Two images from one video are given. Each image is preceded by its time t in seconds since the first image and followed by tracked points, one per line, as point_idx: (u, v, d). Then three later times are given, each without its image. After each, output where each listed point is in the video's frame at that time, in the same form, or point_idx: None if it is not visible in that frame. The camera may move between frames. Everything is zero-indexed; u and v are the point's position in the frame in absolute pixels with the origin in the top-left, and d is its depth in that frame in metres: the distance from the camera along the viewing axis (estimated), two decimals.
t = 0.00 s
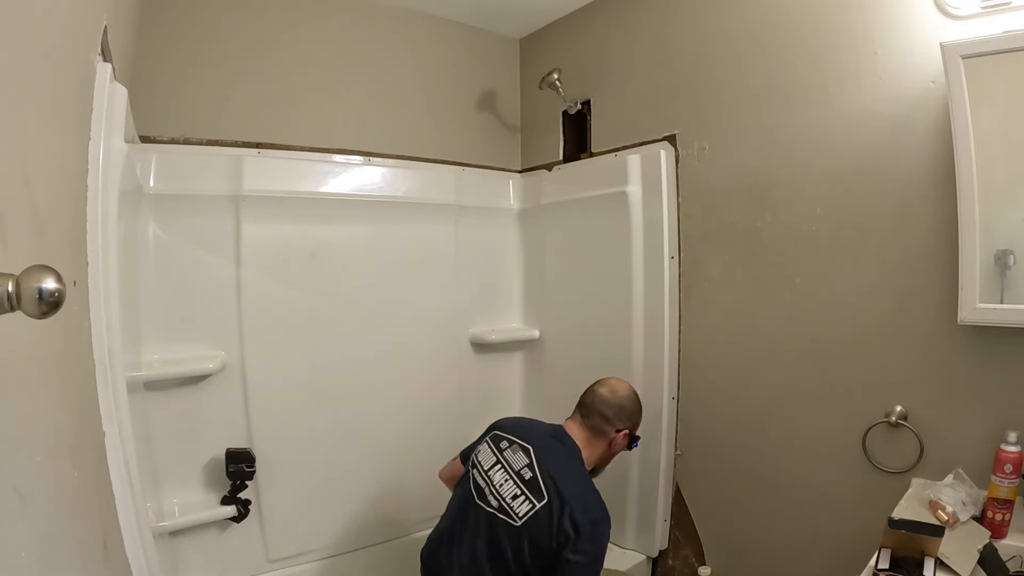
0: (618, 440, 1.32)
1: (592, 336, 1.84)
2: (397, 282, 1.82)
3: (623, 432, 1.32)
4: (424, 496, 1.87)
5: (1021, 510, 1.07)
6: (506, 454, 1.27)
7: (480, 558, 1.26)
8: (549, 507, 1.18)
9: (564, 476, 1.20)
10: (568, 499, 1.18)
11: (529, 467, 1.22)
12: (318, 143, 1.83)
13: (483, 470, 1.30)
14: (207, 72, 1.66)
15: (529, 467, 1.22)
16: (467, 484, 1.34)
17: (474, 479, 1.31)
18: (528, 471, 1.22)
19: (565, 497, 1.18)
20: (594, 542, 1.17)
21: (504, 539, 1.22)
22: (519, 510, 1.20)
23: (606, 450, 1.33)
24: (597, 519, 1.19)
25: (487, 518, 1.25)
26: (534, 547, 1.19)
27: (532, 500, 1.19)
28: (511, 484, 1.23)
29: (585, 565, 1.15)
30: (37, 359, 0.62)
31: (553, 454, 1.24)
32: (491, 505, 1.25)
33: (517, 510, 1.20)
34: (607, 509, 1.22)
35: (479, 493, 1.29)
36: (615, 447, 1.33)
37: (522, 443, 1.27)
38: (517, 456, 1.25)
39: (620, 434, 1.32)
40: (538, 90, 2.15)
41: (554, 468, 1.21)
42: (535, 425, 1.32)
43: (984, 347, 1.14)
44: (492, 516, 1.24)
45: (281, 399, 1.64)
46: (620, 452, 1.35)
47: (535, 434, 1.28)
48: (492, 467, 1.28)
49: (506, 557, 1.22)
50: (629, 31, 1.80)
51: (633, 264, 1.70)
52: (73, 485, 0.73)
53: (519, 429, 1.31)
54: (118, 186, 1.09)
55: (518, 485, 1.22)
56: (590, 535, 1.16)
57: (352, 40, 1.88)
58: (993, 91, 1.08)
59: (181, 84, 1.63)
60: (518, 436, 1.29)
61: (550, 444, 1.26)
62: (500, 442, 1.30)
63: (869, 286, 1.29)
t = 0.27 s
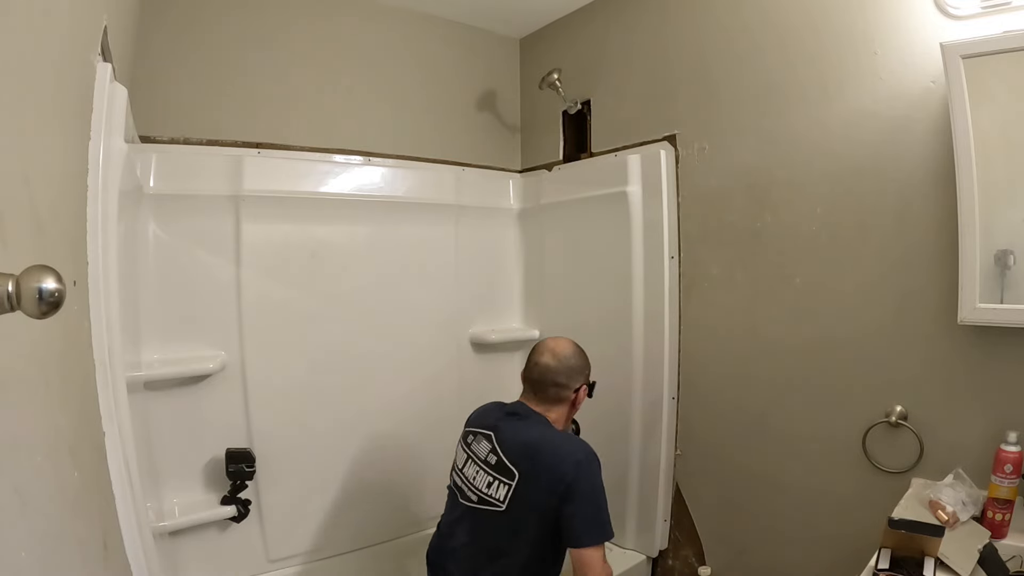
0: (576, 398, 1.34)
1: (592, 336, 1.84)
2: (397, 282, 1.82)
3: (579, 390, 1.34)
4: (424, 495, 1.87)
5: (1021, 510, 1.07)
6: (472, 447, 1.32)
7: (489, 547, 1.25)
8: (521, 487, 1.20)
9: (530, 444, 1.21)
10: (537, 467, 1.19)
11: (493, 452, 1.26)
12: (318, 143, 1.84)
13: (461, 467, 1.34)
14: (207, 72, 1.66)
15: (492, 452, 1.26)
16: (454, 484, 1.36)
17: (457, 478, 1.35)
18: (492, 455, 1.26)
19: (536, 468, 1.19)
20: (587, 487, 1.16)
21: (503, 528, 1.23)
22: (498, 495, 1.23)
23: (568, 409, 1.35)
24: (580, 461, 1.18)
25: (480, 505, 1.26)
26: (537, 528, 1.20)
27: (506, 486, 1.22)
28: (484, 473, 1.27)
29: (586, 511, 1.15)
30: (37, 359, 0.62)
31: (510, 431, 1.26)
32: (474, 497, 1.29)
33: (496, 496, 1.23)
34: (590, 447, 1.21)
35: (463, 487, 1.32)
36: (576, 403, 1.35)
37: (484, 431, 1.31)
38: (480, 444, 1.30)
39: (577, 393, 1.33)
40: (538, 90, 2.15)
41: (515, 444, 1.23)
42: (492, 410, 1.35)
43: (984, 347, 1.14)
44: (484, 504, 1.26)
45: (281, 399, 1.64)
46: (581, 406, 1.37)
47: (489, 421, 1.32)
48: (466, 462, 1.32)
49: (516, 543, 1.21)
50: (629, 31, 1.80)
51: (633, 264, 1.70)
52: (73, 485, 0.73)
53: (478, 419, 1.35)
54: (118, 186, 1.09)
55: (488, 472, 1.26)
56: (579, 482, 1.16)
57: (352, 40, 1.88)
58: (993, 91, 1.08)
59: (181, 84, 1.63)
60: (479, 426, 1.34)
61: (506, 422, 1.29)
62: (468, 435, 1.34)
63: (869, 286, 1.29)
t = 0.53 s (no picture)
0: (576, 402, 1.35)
1: (592, 336, 1.84)
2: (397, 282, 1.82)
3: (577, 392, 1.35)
4: (424, 495, 1.87)
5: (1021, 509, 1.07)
6: (469, 447, 1.29)
7: (483, 550, 1.25)
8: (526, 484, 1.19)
9: (531, 445, 1.21)
10: (538, 466, 1.19)
11: (495, 451, 1.25)
12: (318, 143, 1.83)
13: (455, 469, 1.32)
14: (207, 72, 1.66)
15: (494, 451, 1.25)
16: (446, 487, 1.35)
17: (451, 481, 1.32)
18: (494, 454, 1.24)
19: (535, 468, 1.19)
20: (582, 491, 1.16)
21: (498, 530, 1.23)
22: (499, 494, 1.21)
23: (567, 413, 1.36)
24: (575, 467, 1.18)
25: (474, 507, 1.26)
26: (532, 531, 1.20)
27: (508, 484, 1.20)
28: (483, 472, 1.25)
29: (580, 517, 1.15)
30: (37, 359, 0.62)
31: (513, 431, 1.25)
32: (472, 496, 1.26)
33: (496, 494, 1.22)
34: (585, 452, 1.21)
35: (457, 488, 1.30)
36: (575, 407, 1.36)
37: (483, 432, 1.29)
38: (479, 444, 1.28)
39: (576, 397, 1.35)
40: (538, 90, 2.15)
41: (517, 444, 1.23)
42: (489, 415, 1.34)
43: (984, 347, 1.14)
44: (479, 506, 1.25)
45: (281, 399, 1.64)
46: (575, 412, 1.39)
47: (488, 422, 1.31)
48: (462, 463, 1.30)
49: (510, 545, 1.22)
50: (629, 31, 1.80)
51: (633, 264, 1.70)
52: (73, 485, 0.73)
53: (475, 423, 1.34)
54: (118, 186, 1.09)
55: (488, 471, 1.24)
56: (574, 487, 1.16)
57: (352, 40, 1.88)
58: (993, 91, 1.08)
59: (181, 85, 1.62)
60: (478, 427, 1.32)
61: (506, 423, 1.28)
62: (463, 437, 1.33)
63: (869, 286, 1.29)
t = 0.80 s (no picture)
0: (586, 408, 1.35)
1: (592, 336, 1.84)
2: (397, 282, 1.82)
3: (588, 399, 1.35)
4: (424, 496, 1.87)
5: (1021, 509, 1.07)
6: (474, 451, 1.29)
7: (480, 555, 1.25)
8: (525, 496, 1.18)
9: (532, 456, 1.20)
10: (538, 477, 1.18)
11: (497, 459, 1.24)
12: (318, 143, 1.83)
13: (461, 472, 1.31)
14: (207, 73, 1.66)
15: (497, 458, 1.24)
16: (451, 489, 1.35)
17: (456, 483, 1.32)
18: (496, 462, 1.24)
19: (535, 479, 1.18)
20: (581, 506, 1.15)
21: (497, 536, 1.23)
22: (498, 503, 1.21)
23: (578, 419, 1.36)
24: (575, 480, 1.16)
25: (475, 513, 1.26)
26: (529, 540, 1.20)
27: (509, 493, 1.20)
28: (485, 479, 1.25)
29: (578, 531, 1.14)
30: (37, 360, 0.62)
31: (516, 439, 1.25)
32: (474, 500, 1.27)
33: (497, 503, 1.21)
34: (587, 465, 1.20)
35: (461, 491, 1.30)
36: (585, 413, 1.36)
37: (488, 437, 1.29)
38: (484, 449, 1.27)
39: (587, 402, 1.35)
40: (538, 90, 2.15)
41: (520, 453, 1.22)
42: (498, 419, 1.34)
43: (984, 347, 1.14)
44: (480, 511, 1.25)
45: (281, 399, 1.64)
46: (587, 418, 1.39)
47: (496, 428, 1.30)
48: (467, 467, 1.30)
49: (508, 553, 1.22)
50: (628, 32, 1.81)
51: (633, 264, 1.70)
52: (73, 485, 0.73)
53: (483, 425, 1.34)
54: (119, 186, 1.09)
55: (490, 478, 1.23)
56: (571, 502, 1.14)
57: (352, 40, 1.88)
58: (993, 91, 1.08)
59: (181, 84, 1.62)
60: (484, 432, 1.31)
61: (512, 429, 1.28)
62: (469, 441, 1.33)
63: (869, 286, 1.29)
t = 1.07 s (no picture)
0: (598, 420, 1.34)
1: (592, 336, 1.84)
2: (397, 282, 1.82)
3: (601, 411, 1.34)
4: (424, 496, 1.87)
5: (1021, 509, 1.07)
6: (485, 444, 1.29)
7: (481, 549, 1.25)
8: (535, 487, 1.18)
9: (546, 455, 1.20)
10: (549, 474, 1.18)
11: (509, 450, 1.24)
12: (318, 144, 1.83)
13: (468, 464, 1.31)
14: (207, 73, 1.66)
15: (509, 451, 1.24)
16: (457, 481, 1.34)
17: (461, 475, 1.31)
18: (507, 454, 1.24)
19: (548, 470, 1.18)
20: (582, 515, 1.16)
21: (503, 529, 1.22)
22: (505, 493, 1.21)
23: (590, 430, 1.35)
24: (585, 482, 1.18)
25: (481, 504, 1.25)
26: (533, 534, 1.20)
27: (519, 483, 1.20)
28: (494, 470, 1.24)
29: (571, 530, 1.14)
30: (37, 359, 0.62)
31: (530, 437, 1.24)
32: (482, 492, 1.26)
33: (503, 494, 1.21)
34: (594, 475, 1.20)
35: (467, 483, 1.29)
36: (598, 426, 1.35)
37: (502, 431, 1.28)
38: (495, 441, 1.27)
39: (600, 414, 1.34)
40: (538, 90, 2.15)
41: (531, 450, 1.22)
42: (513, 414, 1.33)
43: (984, 347, 1.14)
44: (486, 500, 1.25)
45: (281, 399, 1.64)
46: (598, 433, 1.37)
47: (509, 422, 1.30)
48: (477, 458, 1.29)
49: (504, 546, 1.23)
50: (628, 32, 1.81)
51: (633, 264, 1.70)
52: (73, 485, 0.73)
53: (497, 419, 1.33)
54: (119, 187, 1.09)
55: (500, 470, 1.23)
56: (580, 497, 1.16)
57: (352, 40, 1.88)
58: (993, 91, 1.08)
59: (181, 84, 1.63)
60: (498, 425, 1.30)
61: (528, 428, 1.27)
62: (481, 433, 1.32)
63: (869, 286, 1.29)
